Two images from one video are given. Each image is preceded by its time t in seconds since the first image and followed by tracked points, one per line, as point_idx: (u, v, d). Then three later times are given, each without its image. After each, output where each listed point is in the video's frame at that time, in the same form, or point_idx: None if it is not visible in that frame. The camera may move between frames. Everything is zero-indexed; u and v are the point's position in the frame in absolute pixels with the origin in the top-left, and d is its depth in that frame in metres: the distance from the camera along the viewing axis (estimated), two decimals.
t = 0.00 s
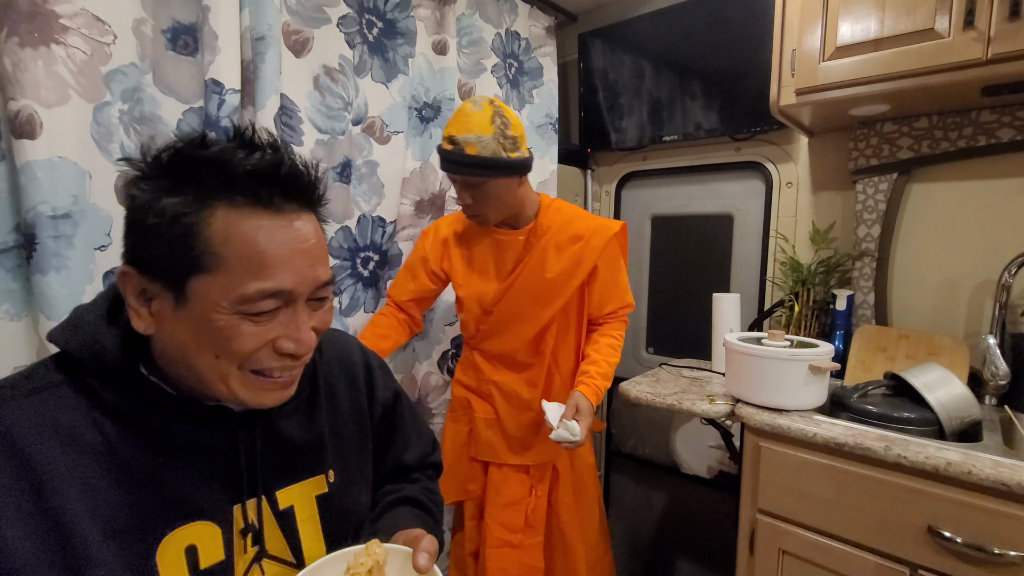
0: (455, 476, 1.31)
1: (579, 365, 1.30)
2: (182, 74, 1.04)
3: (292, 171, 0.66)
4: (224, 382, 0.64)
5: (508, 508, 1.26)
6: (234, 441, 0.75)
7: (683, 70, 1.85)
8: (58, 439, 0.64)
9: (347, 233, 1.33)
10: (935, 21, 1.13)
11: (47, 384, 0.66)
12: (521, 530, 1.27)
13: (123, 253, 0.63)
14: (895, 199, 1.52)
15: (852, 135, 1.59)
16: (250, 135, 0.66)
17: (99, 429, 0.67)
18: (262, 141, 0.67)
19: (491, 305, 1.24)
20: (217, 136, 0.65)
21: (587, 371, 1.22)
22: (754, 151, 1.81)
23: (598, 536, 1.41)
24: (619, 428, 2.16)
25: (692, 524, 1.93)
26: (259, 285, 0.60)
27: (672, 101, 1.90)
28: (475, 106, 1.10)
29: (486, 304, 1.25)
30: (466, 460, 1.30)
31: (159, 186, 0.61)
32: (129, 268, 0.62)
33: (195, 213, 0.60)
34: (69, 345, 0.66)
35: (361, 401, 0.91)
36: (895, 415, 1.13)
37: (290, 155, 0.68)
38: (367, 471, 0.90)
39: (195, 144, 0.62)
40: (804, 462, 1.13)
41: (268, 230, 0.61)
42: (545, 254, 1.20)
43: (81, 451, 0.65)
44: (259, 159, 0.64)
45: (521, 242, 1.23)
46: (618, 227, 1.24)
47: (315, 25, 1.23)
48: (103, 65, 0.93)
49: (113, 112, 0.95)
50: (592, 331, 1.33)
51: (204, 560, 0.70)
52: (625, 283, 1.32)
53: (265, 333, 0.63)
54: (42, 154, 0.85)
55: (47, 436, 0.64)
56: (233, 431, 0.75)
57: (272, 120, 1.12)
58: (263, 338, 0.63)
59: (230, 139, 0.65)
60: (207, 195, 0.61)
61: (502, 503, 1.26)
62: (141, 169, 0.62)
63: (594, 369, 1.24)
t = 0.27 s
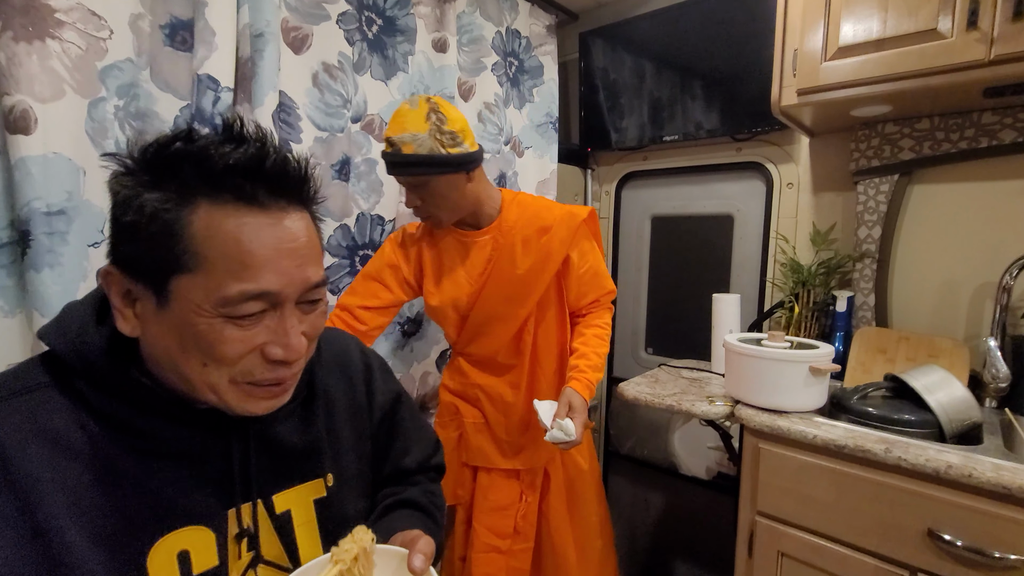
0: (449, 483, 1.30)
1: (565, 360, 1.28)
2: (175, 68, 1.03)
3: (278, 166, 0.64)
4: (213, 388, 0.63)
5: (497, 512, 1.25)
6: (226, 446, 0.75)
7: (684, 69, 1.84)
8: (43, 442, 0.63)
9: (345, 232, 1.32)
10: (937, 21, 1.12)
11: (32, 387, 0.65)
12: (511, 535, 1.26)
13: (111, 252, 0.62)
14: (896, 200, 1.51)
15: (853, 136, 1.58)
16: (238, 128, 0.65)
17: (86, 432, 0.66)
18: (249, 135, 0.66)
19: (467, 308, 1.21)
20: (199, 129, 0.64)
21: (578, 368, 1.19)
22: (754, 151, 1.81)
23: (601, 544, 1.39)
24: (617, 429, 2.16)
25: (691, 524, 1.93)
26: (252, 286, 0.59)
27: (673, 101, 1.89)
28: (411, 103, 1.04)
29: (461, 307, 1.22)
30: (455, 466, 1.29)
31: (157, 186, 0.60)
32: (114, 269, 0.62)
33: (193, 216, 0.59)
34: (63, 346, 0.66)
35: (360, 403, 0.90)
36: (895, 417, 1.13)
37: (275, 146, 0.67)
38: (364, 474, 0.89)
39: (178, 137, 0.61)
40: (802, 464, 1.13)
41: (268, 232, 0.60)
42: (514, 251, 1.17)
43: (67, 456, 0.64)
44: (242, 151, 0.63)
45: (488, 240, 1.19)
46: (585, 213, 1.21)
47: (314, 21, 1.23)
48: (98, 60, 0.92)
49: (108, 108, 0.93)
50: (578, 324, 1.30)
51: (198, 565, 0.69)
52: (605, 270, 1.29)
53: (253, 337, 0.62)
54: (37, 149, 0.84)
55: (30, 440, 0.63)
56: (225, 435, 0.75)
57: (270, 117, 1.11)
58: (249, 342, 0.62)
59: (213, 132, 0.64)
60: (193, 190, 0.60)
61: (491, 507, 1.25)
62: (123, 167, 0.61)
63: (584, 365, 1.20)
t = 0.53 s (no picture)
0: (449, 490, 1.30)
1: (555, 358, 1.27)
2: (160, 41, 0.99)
3: (285, 174, 0.65)
4: (217, 392, 0.64)
5: (498, 518, 1.25)
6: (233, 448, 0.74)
7: (687, 72, 1.84)
8: (51, 442, 0.63)
9: (347, 232, 1.32)
10: (942, 27, 1.12)
11: (42, 386, 0.65)
12: (512, 541, 1.25)
13: (122, 254, 0.62)
14: (898, 205, 1.51)
15: (855, 140, 1.58)
16: (251, 134, 0.66)
17: (96, 433, 0.66)
18: (262, 141, 0.66)
19: (451, 313, 1.21)
20: (216, 135, 0.64)
21: (567, 367, 1.18)
22: (756, 155, 1.81)
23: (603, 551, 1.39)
24: (617, 431, 2.17)
25: (690, 527, 1.93)
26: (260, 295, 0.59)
27: (675, 104, 1.89)
28: (366, 113, 1.04)
29: (444, 313, 1.21)
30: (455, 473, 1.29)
31: (168, 189, 0.60)
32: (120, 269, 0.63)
33: (202, 220, 0.59)
34: (70, 348, 0.66)
35: (364, 405, 0.90)
36: (896, 423, 1.13)
37: (287, 157, 0.67)
38: (368, 476, 0.89)
39: (193, 143, 0.62)
40: (804, 468, 1.13)
41: (277, 236, 0.60)
42: (491, 252, 1.16)
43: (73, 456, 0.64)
44: (252, 160, 0.63)
45: (464, 242, 1.17)
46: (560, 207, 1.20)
47: (317, 22, 1.23)
48: (85, 57, 0.92)
49: (92, 105, 0.93)
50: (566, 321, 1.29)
51: (202, 567, 0.69)
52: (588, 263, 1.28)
53: (257, 345, 0.62)
54: (41, 148, 0.83)
55: (42, 439, 0.62)
56: (233, 439, 0.74)
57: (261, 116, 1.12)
58: (252, 350, 0.61)
59: (228, 138, 0.65)
60: (199, 195, 0.60)
61: (492, 513, 1.25)
62: (139, 167, 0.62)
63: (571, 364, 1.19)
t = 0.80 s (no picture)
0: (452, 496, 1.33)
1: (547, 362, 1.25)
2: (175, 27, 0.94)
3: (305, 193, 0.64)
4: (209, 397, 0.64)
5: (497, 522, 1.26)
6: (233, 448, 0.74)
7: (688, 74, 1.84)
8: (54, 436, 0.63)
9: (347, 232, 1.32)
10: (944, 32, 1.12)
11: (47, 381, 0.65)
12: (513, 545, 1.26)
13: (130, 252, 0.62)
14: (898, 209, 1.51)
15: (857, 144, 1.58)
16: (275, 146, 0.66)
17: (98, 431, 0.66)
18: (285, 154, 0.66)
19: (439, 320, 1.22)
20: (240, 143, 0.64)
21: (556, 373, 1.16)
22: (757, 157, 1.81)
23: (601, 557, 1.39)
24: (616, 432, 2.19)
25: (690, 529, 1.90)
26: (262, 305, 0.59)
27: (677, 105, 1.90)
28: (337, 124, 1.04)
29: (432, 320, 1.22)
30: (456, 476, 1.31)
31: (173, 189, 0.60)
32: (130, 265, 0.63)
33: (204, 217, 0.59)
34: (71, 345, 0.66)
35: (365, 405, 0.90)
36: (895, 426, 1.13)
37: (307, 174, 0.66)
38: (367, 477, 0.89)
39: (215, 149, 0.62)
40: (804, 472, 1.13)
41: (279, 237, 0.60)
42: (473, 257, 1.16)
43: (74, 450, 0.64)
44: (272, 175, 0.62)
45: (445, 249, 1.17)
46: (540, 207, 1.18)
47: (319, 21, 1.23)
48: (100, 50, 0.92)
49: (107, 98, 0.93)
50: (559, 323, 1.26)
51: (200, 566, 0.69)
52: (578, 262, 1.24)
53: (254, 354, 0.62)
54: (20, 141, 0.84)
55: (42, 435, 0.62)
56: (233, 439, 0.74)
57: (262, 114, 1.12)
58: (248, 359, 0.61)
59: (252, 148, 0.65)
60: (210, 201, 0.59)
61: (491, 516, 1.26)
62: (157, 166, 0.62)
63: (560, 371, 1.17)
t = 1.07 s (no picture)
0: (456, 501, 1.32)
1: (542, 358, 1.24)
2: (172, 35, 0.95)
3: (300, 182, 0.64)
4: (209, 394, 0.63)
5: (503, 523, 1.25)
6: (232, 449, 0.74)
7: (689, 73, 1.84)
8: (50, 440, 0.63)
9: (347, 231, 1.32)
10: (946, 30, 1.12)
11: (44, 381, 0.65)
12: (520, 544, 1.26)
13: (129, 251, 0.62)
14: (900, 209, 1.51)
15: (858, 143, 1.58)
16: (269, 136, 0.65)
17: (96, 431, 0.66)
18: (279, 144, 0.66)
19: (431, 322, 1.22)
20: (234, 134, 0.64)
21: (550, 365, 1.15)
22: (758, 156, 1.80)
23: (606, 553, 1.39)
24: (616, 431, 2.20)
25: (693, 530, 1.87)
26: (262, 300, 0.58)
27: (677, 105, 1.89)
28: (321, 126, 1.03)
29: (424, 323, 1.22)
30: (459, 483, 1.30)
31: (170, 187, 0.60)
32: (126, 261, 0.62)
33: (202, 216, 0.58)
34: (69, 345, 0.66)
35: (365, 405, 0.90)
36: (896, 427, 1.12)
37: (301, 164, 0.66)
38: (366, 477, 0.89)
39: (209, 141, 0.62)
40: (805, 473, 1.12)
41: (277, 236, 0.59)
42: (458, 256, 1.16)
43: (71, 455, 0.64)
44: (266, 165, 0.62)
45: (432, 250, 1.17)
46: (521, 201, 1.18)
47: (319, 19, 1.22)
48: (98, 54, 0.91)
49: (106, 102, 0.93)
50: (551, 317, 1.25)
51: (198, 568, 0.69)
52: (565, 254, 1.24)
53: (254, 348, 0.61)
54: (28, 140, 0.84)
55: (39, 437, 0.62)
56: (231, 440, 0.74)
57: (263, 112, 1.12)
58: (249, 355, 0.61)
59: (246, 139, 0.64)
60: (205, 195, 0.59)
61: (496, 518, 1.25)
62: (152, 159, 0.62)
63: (553, 365, 1.16)
